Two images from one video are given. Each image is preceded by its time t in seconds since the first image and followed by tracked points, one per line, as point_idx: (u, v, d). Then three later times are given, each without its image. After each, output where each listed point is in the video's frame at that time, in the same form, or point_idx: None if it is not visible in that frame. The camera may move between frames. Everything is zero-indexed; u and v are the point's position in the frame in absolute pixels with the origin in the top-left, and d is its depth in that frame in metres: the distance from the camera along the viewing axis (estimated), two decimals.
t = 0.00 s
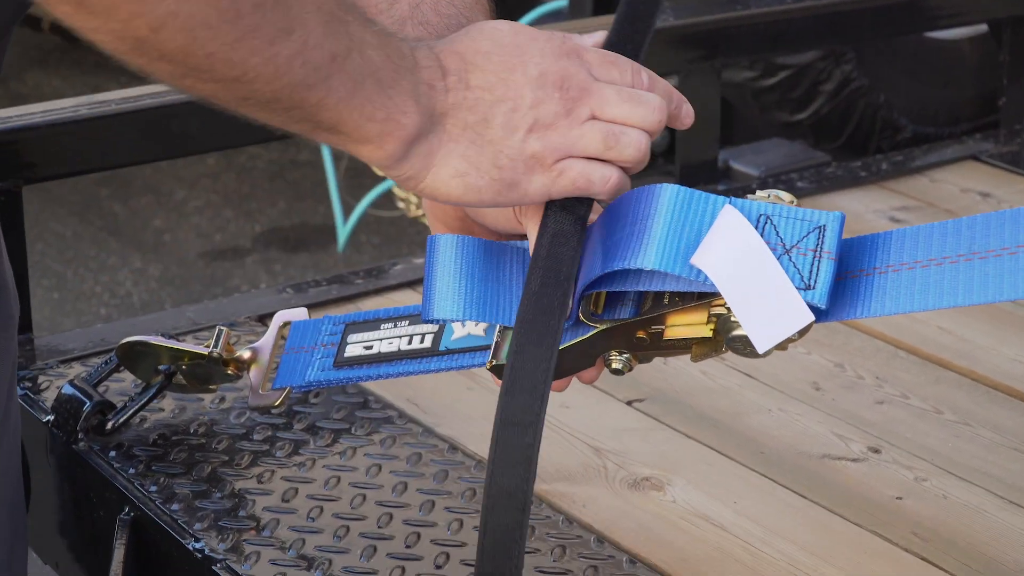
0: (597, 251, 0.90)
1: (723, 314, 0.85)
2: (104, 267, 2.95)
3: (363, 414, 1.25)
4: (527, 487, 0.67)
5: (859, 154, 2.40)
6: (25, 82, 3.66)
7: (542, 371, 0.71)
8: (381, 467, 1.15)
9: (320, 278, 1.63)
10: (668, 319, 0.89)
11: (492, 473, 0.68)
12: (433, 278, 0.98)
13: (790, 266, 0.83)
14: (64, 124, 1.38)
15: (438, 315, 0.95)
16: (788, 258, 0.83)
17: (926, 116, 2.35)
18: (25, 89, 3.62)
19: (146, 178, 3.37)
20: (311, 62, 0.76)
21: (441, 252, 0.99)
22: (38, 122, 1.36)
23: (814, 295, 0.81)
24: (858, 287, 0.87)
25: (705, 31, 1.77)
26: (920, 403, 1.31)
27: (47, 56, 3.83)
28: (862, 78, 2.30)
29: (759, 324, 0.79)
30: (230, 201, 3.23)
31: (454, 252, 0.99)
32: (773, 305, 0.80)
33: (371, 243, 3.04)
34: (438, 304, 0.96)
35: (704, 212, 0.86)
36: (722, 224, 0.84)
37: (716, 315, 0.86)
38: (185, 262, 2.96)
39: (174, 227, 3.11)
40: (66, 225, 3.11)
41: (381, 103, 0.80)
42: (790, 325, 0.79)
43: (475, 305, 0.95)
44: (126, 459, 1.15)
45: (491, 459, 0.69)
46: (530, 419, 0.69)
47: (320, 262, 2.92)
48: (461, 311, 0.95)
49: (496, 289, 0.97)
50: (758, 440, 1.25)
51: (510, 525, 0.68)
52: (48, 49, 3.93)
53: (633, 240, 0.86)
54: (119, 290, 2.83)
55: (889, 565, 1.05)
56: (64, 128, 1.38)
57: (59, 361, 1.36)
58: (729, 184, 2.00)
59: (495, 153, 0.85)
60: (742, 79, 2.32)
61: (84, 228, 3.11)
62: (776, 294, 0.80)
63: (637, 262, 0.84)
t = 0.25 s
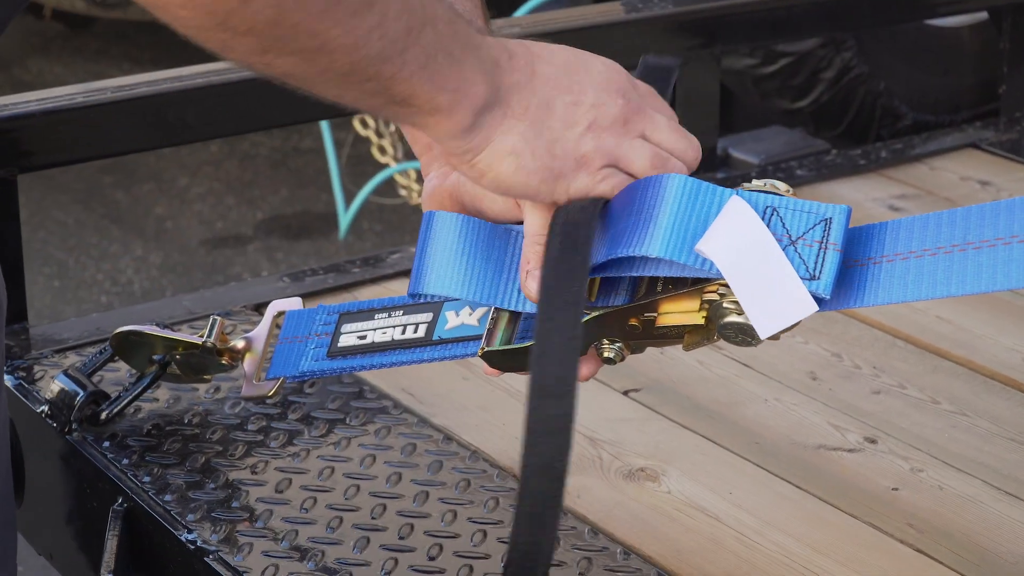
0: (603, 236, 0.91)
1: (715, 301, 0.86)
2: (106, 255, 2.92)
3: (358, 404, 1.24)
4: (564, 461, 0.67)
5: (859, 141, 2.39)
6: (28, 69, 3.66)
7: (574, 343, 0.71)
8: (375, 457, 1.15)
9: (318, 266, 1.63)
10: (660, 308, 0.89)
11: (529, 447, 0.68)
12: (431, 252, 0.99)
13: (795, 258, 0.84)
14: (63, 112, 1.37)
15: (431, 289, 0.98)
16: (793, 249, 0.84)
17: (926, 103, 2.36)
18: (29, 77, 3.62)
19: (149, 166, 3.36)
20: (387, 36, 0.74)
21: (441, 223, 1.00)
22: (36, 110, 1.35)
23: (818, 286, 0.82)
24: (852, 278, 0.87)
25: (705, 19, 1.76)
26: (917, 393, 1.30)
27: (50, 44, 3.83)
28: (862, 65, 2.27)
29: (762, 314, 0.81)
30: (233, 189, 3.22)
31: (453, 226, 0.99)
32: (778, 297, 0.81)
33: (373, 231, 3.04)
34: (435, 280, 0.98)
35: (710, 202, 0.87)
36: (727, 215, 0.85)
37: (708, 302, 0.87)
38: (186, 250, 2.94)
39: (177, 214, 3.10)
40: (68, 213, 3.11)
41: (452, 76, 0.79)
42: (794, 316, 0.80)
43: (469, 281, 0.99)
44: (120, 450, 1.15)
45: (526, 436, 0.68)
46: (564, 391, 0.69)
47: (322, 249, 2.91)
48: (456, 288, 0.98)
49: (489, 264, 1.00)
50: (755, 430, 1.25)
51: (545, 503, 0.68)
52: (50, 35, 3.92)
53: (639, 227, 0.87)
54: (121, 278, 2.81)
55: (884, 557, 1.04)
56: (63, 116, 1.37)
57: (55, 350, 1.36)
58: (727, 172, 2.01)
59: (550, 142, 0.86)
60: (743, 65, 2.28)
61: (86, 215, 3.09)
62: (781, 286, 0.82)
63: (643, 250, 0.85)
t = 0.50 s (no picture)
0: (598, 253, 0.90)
1: (709, 316, 0.85)
2: (106, 259, 2.91)
3: (352, 413, 1.24)
4: (580, 441, 0.73)
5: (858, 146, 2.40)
6: (30, 72, 3.65)
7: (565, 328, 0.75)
8: (367, 467, 1.15)
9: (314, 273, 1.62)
10: (654, 322, 0.89)
11: (548, 438, 0.74)
12: (423, 266, 1.00)
13: (792, 272, 0.82)
14: (59, 116, 1.37)
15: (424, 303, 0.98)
16: (790, 264, 0.82)
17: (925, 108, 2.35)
18: (31, 78, 3.62)
19: (150, 170, 3.36)
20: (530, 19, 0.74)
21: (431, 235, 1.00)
22: (32, 114, 1.35)
23: (816, 300, 0.81)
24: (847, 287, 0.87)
25: (705, 24, 1.76)
26: (914, 403, 1.30)
27: (51, 46, 3.82)
28: (862, 71, 2.26)
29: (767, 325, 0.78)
30: (234, 193, 3.22)
31: (443, 236, 1.00)
32: (779, 307, 0.79)
33: (374, 235, 3.03)
34: (426, 292, 0.98)
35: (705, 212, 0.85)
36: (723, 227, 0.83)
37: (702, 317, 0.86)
38: (187, 255, 2.93)
39: (178, 219, 3.10)
40: (68, 217, 3.10)
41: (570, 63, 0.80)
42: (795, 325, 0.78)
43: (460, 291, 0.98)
44: (113, 459, 1.15)
45: (544, 426, 0.74)
46: (564, 376, 0.74)
47: (322, 254, 2.91)
48: (447, 300, 0.97)
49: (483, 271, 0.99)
50: (750, 441, 1.24)
51: (584, 485, 0.75)
52: (52, 38, 3.92)
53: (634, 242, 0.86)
54: (121, 283, 2.81)
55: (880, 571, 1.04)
56: (59, 121, 1.37)
57: (49, 357, 1.35)
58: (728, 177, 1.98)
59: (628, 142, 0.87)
60: (741, 71, 2.24)
61: (86, 219, 3.09)
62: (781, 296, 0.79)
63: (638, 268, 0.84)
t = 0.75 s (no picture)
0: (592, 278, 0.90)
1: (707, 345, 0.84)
2: (109, 270, 2.91)
3: (347, 426, 1.24)
4: (584, 445, 0.72)
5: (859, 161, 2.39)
6: (33, 82, 3.67)
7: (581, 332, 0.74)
8: (362, 480, 1.15)
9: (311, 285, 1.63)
10: (650, 347, 0.87)
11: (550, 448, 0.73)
12: (416, 309, 1.00)
13: (786, 301, 0.82)
14: (56, 129, 1.37)
15: (430, 351, 0.98)
16: (785, 293, 0.82)
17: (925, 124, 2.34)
18: (33, 88, 3.63)
19: (152, 181, 3.36)
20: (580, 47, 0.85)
21: (416, 285, 1.00)
22: (25, 128, 1.35)
23: (807, 331, 0.81)
24: (841, 304, 0.87)
25: (705, 37, 1.77)
26: (911, 417, 1.30)
27: (55, 55, 3.84)
28: (861, 85, 2.26)
29: (747, 352, 0.78)
30: (236, 205, 3.22)
31: (427, 281, 1.00)
32: (765, 336, 0.78)
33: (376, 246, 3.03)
34: (431, 336, 0.99)
35: (701, 239, 0.85)
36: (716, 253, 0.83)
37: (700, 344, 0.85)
38: (189, 266, 2.93)
39: (180, 229, 3.10)
40: (70, 227, 3.10)
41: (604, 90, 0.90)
42: (779, 356, 0.77)
43: (459, 327, 0.97)
44: (107, 470, 1.15)
45: (545, 425, 0.73)
46: (573, 380, 0.73)
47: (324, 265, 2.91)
48: (449, 340, 0.98)
49: (474, 300, 0.98)
50: (746, 455, 1.24)
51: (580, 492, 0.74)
52: (55, 49, 3.93)
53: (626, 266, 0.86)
54: (122, 293, 2.80)
55: None
56: (55, 134, 1.37)
57: (44, 369, 1.36)
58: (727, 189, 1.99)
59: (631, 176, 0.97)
60: (741, 84, 2.25)
61: (88, 229, 3.09)
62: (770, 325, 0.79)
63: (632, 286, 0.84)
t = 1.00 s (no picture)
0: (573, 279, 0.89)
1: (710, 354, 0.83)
2: (117, 274, 2.92)
3: (351, 431, 1.24)
4: (540, 449, 0.70)
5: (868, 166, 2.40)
6: (44, 87, 3.68)
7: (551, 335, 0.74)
8: (366, 485, 1.15)
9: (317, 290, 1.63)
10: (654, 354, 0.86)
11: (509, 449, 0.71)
12: (423, 330, 0.99)
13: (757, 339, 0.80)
14: (61, 134, 1.38)
15: (437, 372, 0.97)
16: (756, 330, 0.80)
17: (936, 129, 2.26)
18: (44, 93, 3.64)
19: (163, 186, 3.37)
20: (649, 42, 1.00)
21: (418, 306, 0.99)
22: (31, 131, 1.36)
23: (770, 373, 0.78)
24: (844, 310, 0.86)
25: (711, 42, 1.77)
26: (916, 423, 1.30)
27: (68, 61, 3.86)
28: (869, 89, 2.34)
29: (722, 380, 0.77)
30: (245, 209, 3.23)
31: (431, 302, 0.98)
32: (743, 365, 0.77)
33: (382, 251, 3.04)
34: (439, 355, 0.98)
35: (692, 259, 0.85)
36: (707, 275, 0.83)
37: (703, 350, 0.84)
38: (197, 270, 2.94)
39: (189, 233, 3.10)
40: (80, 232, 3.11)
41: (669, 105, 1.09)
42: (756, 389, 0.76)
43: (468, 347, 0.96)
44: (111, 474, 1.15)
45: (507, 424, 0.71)
46: (536, 383, 0.72)
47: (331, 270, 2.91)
48: (457, 360, 0.97)
49: (483, 316, 0.97)
50: (750, 459, 1.24)
51: (535, 500, 0.71)
52: (66, 54, 3.95)
53: (613, 269, 0.84)
54: (131, 298, 2.81)
55: None
56: (61, 138, 1.38)
57: (49, 373, 1.36)
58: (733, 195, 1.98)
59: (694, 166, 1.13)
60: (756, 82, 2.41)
61: (97, 234, 3.10)
62: (749, 354, 0.78)
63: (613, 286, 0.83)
